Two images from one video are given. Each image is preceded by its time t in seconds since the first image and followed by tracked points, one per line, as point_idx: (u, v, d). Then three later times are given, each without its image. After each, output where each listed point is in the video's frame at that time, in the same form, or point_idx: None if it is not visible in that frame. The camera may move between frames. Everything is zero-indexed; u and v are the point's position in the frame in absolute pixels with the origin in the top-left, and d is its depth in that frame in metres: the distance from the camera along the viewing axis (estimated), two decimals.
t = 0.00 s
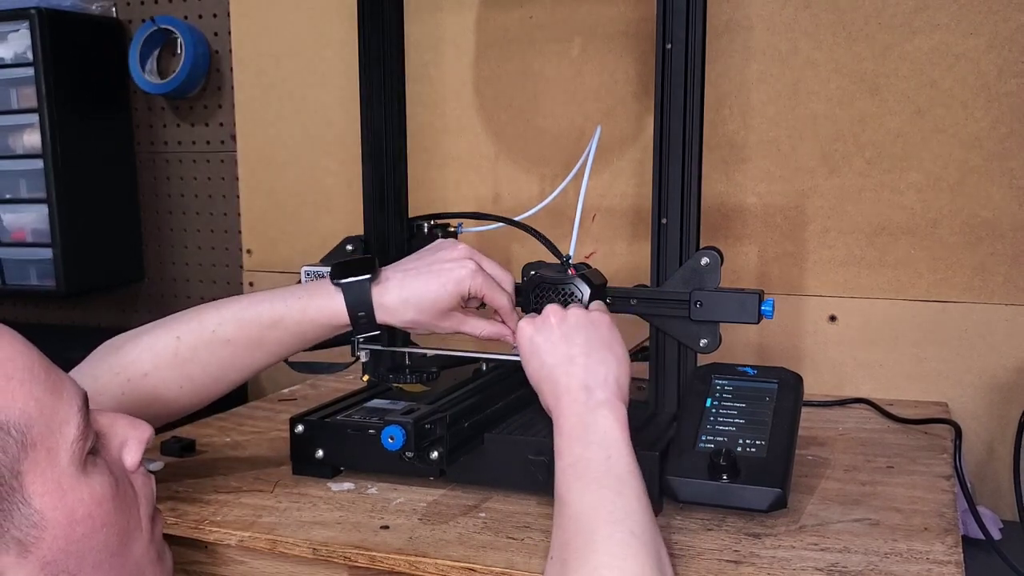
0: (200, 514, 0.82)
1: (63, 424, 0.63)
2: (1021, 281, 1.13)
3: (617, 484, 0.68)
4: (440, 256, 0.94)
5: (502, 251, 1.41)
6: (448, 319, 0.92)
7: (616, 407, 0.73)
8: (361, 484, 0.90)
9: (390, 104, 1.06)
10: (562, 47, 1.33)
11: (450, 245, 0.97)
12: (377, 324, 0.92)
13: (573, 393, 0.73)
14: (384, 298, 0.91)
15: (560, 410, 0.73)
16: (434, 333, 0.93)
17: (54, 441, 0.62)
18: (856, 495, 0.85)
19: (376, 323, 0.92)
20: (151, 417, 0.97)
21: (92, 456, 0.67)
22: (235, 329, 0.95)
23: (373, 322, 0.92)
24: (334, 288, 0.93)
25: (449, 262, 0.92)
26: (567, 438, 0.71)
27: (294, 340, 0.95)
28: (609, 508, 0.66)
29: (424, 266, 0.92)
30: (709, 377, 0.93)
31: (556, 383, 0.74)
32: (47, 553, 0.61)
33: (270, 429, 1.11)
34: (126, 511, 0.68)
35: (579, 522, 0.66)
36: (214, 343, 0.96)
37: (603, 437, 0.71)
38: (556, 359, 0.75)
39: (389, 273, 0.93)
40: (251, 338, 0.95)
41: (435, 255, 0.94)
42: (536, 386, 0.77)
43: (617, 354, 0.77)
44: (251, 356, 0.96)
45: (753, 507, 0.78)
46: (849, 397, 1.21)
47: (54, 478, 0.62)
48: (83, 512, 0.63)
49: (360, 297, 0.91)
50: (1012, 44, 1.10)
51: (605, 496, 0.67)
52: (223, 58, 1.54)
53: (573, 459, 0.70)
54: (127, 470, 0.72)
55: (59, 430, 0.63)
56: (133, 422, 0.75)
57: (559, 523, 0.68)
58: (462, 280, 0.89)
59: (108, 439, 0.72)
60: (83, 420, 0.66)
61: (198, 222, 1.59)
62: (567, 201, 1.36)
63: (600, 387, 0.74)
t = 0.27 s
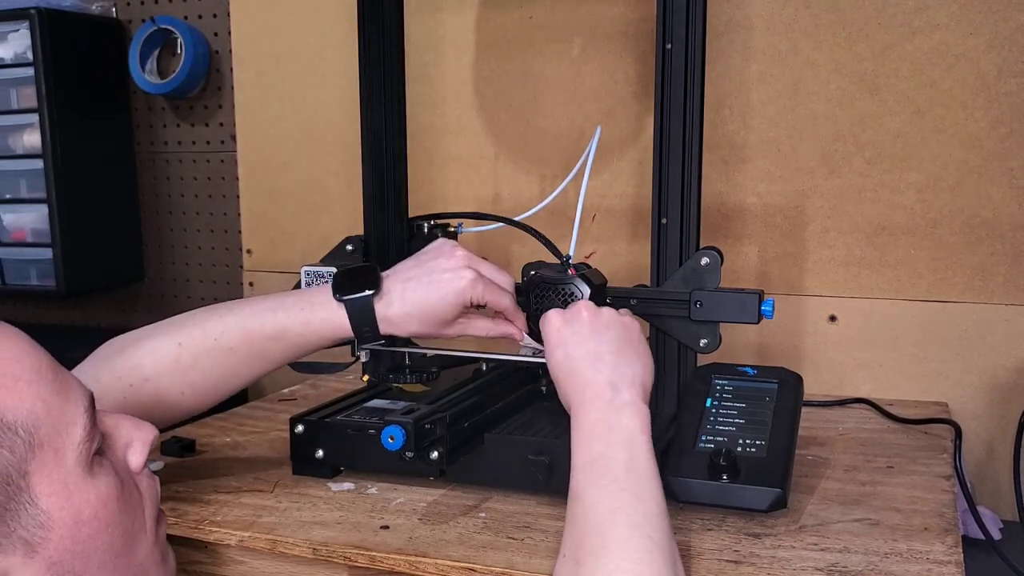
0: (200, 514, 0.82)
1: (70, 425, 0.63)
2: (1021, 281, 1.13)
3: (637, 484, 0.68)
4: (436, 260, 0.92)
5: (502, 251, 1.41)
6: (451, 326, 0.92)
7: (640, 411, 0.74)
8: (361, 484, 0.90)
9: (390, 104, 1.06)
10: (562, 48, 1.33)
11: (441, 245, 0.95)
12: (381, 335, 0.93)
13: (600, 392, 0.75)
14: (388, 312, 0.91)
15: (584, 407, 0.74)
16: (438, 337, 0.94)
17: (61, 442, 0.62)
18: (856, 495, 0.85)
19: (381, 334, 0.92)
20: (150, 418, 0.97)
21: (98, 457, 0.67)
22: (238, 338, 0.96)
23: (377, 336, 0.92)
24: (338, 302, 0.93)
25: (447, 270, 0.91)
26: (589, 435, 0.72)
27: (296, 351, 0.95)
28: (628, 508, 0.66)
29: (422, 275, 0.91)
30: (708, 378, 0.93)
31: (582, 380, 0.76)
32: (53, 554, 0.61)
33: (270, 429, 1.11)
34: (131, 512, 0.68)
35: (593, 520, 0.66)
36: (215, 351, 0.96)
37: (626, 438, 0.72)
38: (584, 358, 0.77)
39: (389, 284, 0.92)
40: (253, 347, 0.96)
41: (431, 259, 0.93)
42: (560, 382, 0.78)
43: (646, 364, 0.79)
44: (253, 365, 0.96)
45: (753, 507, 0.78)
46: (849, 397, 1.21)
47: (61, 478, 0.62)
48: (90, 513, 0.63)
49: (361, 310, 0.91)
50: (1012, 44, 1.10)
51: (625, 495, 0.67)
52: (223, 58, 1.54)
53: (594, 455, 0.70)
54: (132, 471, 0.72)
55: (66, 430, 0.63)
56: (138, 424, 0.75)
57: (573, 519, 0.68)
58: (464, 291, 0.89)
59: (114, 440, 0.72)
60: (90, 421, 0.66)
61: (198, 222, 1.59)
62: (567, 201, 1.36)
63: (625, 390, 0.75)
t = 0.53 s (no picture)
0: (199, 514, 0.82)
1: (71, 426, 0.63)
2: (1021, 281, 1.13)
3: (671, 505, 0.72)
4: (434, 266, 0.92)
5: (502, 251, 1.41)
6: (449, 332, 0.92)
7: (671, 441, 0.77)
8: (361, 484, 0.90)
9: (390, 104, 1.06)
10: (562, 48, 1.33)
11: (438, 250, 0.94)
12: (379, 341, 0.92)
13: (642, 405, 0.77)
14: (386, 319, 0.91)
15: (625, 412, 0.76)
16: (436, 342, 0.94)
17: (62, 443, 0.62)
18: (856, 495, 0.85)
19: (379, 340, 0.93)
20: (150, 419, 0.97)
21: (99, 458, 0.67)
22: (237, 342, 0.96)
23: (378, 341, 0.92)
24: (337, 308, 0.93)
25: (443, 276, 0.90)
26: (628, 441, 0.74)
27: (295, 355, 0.96)
28: (661, 522, 0.68)
29: (420, 281, 0.91)
30: (708, 378, 0.93)
31: (626, 389, 0.78)
32: (53, 556, 0.61)
33: (270, 429, 1.10)
34: (132, 514, 0.68)
35: (625, 526, 0.68)
36: (214, 354, 0.96)
37: (661, 457, 0.74)
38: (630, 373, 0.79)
39: (387, 290, 0.91)
40: (252, 351, 0.96)
41: (428, 265, 0.92)
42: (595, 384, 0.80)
43: (674, 399, 0.83)
44: (251, 369, 0.97)
45: (753, 507, 0.78)
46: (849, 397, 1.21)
47: (61, 480, 0.62)
48: (89, 514, 0.63)
49: (359, 314, 0.91)
50: (1013, 44, 1.10)
51: (659, 510, 0.69)
52: (223, 59, 1.54)
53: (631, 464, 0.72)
54: (134, 472, 0.72)
55: (68, 432, 0.63)
56: (141, 425, 0.75)
57: (600, 519, 0.69)
58: (461, 298, 0.89)
59: (116, 441, 0.72)
60: (91, 422, 0.66)
61: (198, 222, 1.59)
62: (567, 201, 1.36)
63: (660, 413, 0.78)
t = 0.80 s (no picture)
0: (199, 514, 0.82)
1: (71, 429, 0.63)
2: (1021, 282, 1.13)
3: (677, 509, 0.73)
4: (437, 270, 0.92)
5: (502, 251, 1.41)
6: (453, 335, 0.92)
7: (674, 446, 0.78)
8: (361, 484, 0.90)
9: (390, 104, 1.06)
10: (562, 48, 1.33)
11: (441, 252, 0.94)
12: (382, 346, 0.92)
13: (654, 406, 0.78)
14: (388, 323, 0.91)
15: (640, 409, 0.76)
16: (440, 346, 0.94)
17: (62, 445, 0.62)
18: (856, 495, 0.85)
19: (382, 344, 0.92)
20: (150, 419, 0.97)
21: (99, 460, 0.67)
22: (240, 344, 0.96)
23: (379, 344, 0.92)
24: (340, 312, 0.93)
25: (446, 280, 0.90)
26: (643, 436, 0.74)
27: (298, 358, 0.96)
28: (673, 519, 0.69)
29: (423, 285, 0.91)
30: (708, 378, 0.93)
31: (639, 388, 0.79)
32: (52, 558, 0.61)
33: (270, 429, 1.10)
34: (132, 516, 0.68)
35: (638, 518, 0.68)
36: (217, 357, 0.96)
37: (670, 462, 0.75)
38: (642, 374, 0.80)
39: (390, 294, 0.91)
40: (255, 354, 0.96)
41: (431, 268, 0.92)
42: (606, 381, 0.80)
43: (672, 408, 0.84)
44: (254, 372, 0.97)
45: (753, 506, 0.78)
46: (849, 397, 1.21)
47: (61, 482, 0.62)
48: (89, 517, 0.63)
49: (362, 317, 0.91)
50: (1012, 44, 1.10)
51: (671, 505, 0.70)
52: (223, 59, 1.54)
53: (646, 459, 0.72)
54: (134, 474, 0.72)
55: (68, 434, 0.63)
56: (141, 427, 0.75)
57: (612, 510, 0.69)
58: (464, 301, 0.88)
59: (116, 443, 0.72)
60: (92, 424, 0.66)
61: (198, 222, 1.59)
62: (567, 201, 1.36)
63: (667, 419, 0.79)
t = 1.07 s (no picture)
0: (199, 514, 0.82)
1: (66, 429, 0.63)
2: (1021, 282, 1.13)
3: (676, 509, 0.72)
4: (434, 267, 0.91)
5: (502, 251, 1.41)
6: (450, 332, 0.92)
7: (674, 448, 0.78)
8: (361, 484, 0.90)
9: (390, 104, 1.06)
10: (562, 48, 1.33)
11: (437, 249, 0.93)
12: (377, 342, 0.92)
13: (652, 408, 0.78)
14: (385, 320, 0.90)
15: (637, 412, 0.76)
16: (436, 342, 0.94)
17: (56, 446, 0.62)
18: (856, 495, 0.85)
19: (377, 341, 0.92)
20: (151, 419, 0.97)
21: (94, 460, 0.67)
22: (233, 343, 0.95)
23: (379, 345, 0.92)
24: (334, 311, 0.92)
25: (442, 277, 0.89)
26: (639, 439, 0.74)
27: (292, 356, 0.95)
28: (670, 518, 0.69)
29: (419, 282, 0.90)
30: (708, 378, 0.93)
31: (637, 391, 0.79)
32: (48, 559, 0.61)
33: (270, 429, 1.10)
34: (127, 517, 0.68)
35: (635, 518, 0.68)
36: (211, 357, 0.96)
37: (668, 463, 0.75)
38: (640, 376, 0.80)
39: (386, 291, 0.91)
40: (249, 353, 0.96)
41: (428, 265, 0.91)
42: (603, 384, 0.81)
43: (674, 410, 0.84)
44: (248, 370, 0.96)
45: (753, 507, 0.78)
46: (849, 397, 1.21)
47: (56, 482, 0.62)
48: (85, 517, 0.63)
49: (355, 314, 0.90)
50: (1013, 44, 1.10)
51: (668, 506, 0.69)
52: (223, 58, 1.54)
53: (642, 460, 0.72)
54: (129, 475, 0.72)
55: (63, 434, 0.63)
56: (135, 427, 0.75)
57: (610, 510, 0.69)
58: (462, 300, 0.88)
59: (111, 444, 0.72)
60: (87, 425, 0.66)
61: (198, 222, 1.59)
62: (567, 201, 1.36)
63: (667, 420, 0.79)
